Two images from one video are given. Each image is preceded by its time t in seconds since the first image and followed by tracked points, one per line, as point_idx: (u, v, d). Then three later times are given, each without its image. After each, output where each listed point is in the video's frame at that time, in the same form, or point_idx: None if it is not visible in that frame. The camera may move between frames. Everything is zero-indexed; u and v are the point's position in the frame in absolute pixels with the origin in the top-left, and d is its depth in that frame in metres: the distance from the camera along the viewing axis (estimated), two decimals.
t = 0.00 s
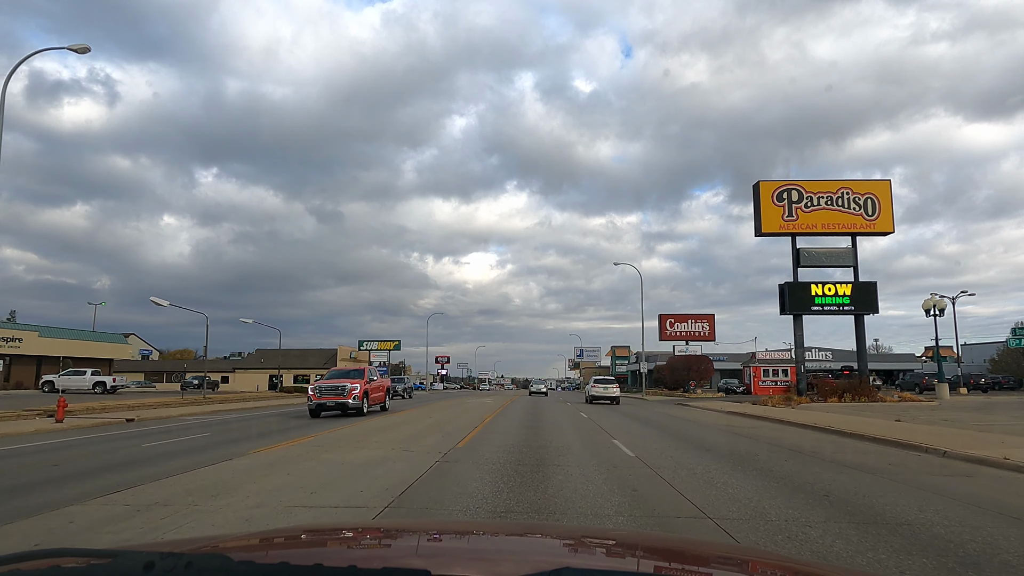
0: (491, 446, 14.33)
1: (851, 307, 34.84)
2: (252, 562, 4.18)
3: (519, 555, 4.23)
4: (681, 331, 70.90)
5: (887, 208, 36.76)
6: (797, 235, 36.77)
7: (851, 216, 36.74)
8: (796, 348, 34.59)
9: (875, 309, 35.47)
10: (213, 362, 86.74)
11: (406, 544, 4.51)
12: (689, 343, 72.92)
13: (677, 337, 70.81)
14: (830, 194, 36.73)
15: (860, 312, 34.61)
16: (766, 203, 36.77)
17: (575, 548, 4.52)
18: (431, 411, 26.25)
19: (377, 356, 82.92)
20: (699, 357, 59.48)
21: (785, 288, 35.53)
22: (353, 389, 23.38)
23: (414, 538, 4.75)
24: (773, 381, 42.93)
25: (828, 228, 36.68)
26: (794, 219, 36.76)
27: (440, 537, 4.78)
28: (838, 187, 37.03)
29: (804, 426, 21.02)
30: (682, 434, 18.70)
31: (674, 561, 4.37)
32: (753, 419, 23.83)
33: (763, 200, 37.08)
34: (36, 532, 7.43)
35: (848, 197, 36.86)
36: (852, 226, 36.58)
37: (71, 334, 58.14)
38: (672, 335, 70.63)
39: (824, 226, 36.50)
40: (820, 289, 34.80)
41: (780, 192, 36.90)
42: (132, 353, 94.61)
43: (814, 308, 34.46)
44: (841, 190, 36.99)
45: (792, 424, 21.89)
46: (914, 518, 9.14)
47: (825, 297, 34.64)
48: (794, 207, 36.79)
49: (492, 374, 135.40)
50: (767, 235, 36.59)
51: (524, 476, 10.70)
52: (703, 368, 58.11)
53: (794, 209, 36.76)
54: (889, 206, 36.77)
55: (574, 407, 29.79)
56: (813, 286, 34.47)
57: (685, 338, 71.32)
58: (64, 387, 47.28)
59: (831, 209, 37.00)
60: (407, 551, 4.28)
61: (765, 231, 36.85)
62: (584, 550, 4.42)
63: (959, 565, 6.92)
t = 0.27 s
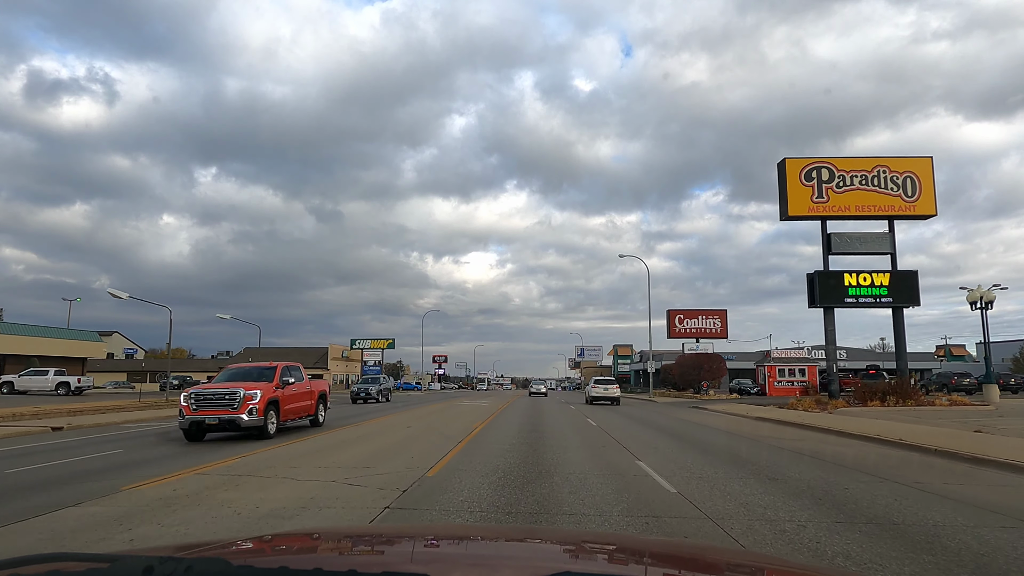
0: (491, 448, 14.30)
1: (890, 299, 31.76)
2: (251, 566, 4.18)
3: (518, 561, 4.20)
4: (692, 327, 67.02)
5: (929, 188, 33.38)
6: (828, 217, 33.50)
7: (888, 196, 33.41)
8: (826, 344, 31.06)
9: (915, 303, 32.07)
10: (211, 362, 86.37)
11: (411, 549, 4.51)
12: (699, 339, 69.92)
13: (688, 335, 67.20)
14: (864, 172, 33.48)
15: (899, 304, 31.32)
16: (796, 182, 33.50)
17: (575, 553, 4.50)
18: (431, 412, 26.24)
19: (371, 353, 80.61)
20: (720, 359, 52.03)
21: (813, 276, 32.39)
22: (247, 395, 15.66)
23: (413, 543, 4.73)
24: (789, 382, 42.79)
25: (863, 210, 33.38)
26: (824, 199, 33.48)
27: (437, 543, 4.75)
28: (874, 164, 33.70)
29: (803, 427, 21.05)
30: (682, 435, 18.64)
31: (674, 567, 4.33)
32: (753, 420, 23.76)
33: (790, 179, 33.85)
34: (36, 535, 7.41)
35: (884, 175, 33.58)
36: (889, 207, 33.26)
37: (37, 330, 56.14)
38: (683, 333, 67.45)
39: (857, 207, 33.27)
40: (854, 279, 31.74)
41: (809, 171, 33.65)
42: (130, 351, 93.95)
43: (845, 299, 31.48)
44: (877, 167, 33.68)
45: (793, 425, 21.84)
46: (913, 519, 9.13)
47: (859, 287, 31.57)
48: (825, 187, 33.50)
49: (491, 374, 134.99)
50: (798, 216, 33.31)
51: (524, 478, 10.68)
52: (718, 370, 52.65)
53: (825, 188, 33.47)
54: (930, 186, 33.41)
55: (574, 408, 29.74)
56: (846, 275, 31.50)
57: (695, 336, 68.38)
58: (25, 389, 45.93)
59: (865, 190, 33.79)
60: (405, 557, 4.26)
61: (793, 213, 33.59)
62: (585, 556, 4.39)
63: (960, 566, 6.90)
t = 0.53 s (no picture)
0: (492, 449, 14.27)
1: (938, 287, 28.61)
2: (250, 566, 4.16)
3: (518, 562, 4.18)
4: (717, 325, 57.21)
5: (982, 162, 29.77)
6: (866, 195, 29.92)
7: (934, 172, 29.84)
8: (867, 341, 27.95)
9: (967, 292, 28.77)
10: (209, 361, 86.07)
11: (410, 550, 4.48)
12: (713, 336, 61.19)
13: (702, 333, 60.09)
14: (907, 145, 30.00)
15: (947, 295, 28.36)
16: (830, 156, 30.05)
17: (576, 554, 4.46)
18: (430, 412, 26.15)
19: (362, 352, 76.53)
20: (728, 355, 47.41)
21: (853, 262, 29.10)
22: None
23: (412, 544, 4.71)
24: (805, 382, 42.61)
25: (908, 187, 29.75)
26: (862, 175, 29.92)
27: (435, 544, 4.73)
28: (918, 137, 30.22)
29: (804, 428, 21.01)
30: (683, 436, 18.60)
31: (677, 568, 4.30)
32: (754, 420, 23.72)
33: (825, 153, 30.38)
34: (37, 535, 7.39)
35: (930, 149, 30.01)
36: (936, 184, 29.67)
37: None
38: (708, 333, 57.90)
39: (900, 183, 29.71)
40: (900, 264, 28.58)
41: (845, 143, 30.18)
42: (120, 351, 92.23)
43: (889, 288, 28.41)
44: (922, 140, 30.14)
45: (793, 425, 21.78)
46: (914, 519, 9.12)
47: (903, 276, 28.54)
48: (863, 161, 30.01)
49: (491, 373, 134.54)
50: (833, 193, 29.76)
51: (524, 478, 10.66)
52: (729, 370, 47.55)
53: (863, 163, 29.98)
54: (983, 160, 29.81)
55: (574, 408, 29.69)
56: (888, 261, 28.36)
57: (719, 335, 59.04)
58: None
59: (909, 164, 30.15)
60: (401, 558, 4.22)
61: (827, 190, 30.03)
62: (586, 557, 4.35)
63: (961, 566, 6.90)
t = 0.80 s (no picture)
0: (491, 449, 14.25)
1: (1002, 275, 24.85)
2: (252, 565, 4.14)
3: (519, 560, 4.16)
4: (717, 320, 50.66)
5: None
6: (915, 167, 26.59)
7: (993, 141, 26.37)
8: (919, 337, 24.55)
9: None
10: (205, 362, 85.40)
11: (410, 548, 4.46)
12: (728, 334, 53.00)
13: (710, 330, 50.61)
14: (961, 112, 26.73)
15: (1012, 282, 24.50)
16: (875, 123, 26.68)
17: (578, 554, 4.44)
18: (429, 412, 26.07)
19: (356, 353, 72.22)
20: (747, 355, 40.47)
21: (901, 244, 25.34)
22: None
23: (416, 543, 4.69)
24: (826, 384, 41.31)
25: (965, 157, 26.34)
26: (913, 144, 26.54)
27: (433, 543, 4.70)
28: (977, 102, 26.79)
29: (803, 428, 20.99)
30: (682, 436, 18.57)
31: (678, 567, 4.28)
32: (753, 421, 23.72)
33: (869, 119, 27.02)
34: (38, 535, 7.35)
35: (990, 116, 26.58)
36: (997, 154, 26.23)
37: None
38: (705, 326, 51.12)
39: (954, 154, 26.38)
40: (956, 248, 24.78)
41: (892, 108, 26.80)
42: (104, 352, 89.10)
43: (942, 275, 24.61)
44: (981, 105, 26.71)
45: (793, 425, 21.77)
46: (911, 518, 9.16)
47: (962, 260, 24.68)
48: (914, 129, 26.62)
49: (490, 374, 134.20)
50: (878, 164, 26.43)
51: (524, 478, 10.64)
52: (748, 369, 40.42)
53: (913, 130, 26.59)
54: None
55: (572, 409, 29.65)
56: (944, 242, 24.63)
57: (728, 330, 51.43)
58: None
59: (966, 132, 26.69)
60: (398, 556, 4.20)
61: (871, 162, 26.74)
62: (588, 556, 4.32)
63: (961, 566, 6.90)
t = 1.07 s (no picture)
0: (490, 450, 14.24)
1: None
2: (253, 568, 4.13)
3: (519, 564, 4.15)
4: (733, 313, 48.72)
5: None
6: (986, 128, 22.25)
7: None
8: (987, 331, 21.48)
9: None
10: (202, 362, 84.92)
11: (410, 551, 4.45)
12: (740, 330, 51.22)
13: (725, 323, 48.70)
14: None
15: None
16: (936, 75, 22.31)
17: (579, 557, 4.41)
18: (429, 413, 26.03)
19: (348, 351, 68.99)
20: (763, 348, 37.27)
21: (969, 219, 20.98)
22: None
23: (416, 546, 4.69)
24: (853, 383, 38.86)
25: None
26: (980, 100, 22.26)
27: (430, 546, 4.67)
28: None
29: (802, 429, 20.98)
30: (681, 436, 18.57)
31: (678, 570, 4.27)
32: (753, 421, 23.73)
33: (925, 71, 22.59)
34: (38, 537, 7.34)
35: None
36: None
37: None
38: (719, 320, 49.21)
39: None
40: None
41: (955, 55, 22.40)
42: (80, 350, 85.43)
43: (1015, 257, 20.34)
44: None
45: (792, 426, 21.77)
46: (909, 518, 9.18)
47: None
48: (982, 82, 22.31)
49: (489, 373, 134.04)
50: (940, 124, 22.16)
51: (523, 479, 10.64)
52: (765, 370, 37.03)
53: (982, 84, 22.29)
54: None
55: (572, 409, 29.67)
56: None
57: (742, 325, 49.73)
58: None
59: None
60: (396, 560, 4.17)
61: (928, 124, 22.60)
62: (588, 559, 4.30)
63: (961, 566, 6.91)
